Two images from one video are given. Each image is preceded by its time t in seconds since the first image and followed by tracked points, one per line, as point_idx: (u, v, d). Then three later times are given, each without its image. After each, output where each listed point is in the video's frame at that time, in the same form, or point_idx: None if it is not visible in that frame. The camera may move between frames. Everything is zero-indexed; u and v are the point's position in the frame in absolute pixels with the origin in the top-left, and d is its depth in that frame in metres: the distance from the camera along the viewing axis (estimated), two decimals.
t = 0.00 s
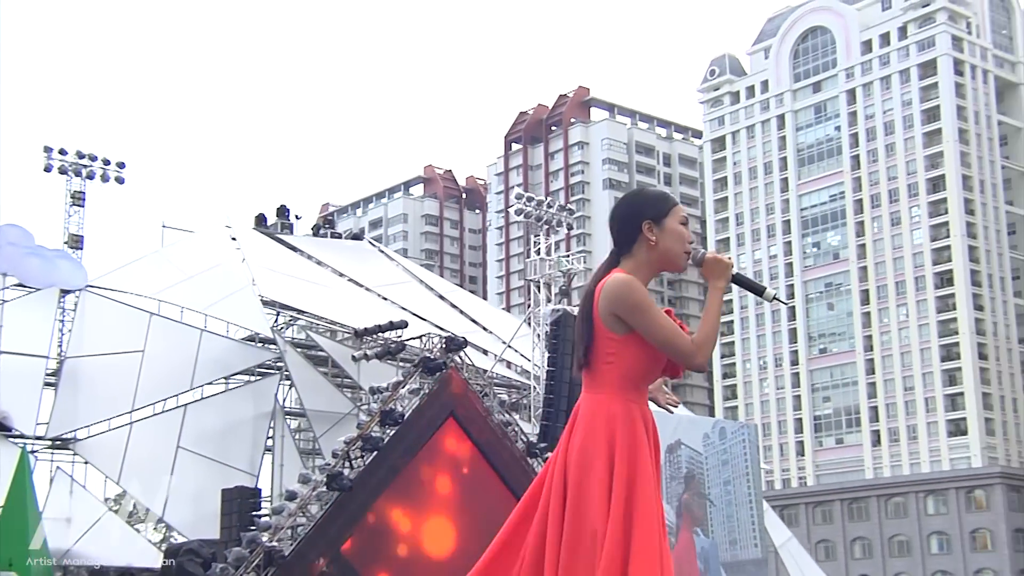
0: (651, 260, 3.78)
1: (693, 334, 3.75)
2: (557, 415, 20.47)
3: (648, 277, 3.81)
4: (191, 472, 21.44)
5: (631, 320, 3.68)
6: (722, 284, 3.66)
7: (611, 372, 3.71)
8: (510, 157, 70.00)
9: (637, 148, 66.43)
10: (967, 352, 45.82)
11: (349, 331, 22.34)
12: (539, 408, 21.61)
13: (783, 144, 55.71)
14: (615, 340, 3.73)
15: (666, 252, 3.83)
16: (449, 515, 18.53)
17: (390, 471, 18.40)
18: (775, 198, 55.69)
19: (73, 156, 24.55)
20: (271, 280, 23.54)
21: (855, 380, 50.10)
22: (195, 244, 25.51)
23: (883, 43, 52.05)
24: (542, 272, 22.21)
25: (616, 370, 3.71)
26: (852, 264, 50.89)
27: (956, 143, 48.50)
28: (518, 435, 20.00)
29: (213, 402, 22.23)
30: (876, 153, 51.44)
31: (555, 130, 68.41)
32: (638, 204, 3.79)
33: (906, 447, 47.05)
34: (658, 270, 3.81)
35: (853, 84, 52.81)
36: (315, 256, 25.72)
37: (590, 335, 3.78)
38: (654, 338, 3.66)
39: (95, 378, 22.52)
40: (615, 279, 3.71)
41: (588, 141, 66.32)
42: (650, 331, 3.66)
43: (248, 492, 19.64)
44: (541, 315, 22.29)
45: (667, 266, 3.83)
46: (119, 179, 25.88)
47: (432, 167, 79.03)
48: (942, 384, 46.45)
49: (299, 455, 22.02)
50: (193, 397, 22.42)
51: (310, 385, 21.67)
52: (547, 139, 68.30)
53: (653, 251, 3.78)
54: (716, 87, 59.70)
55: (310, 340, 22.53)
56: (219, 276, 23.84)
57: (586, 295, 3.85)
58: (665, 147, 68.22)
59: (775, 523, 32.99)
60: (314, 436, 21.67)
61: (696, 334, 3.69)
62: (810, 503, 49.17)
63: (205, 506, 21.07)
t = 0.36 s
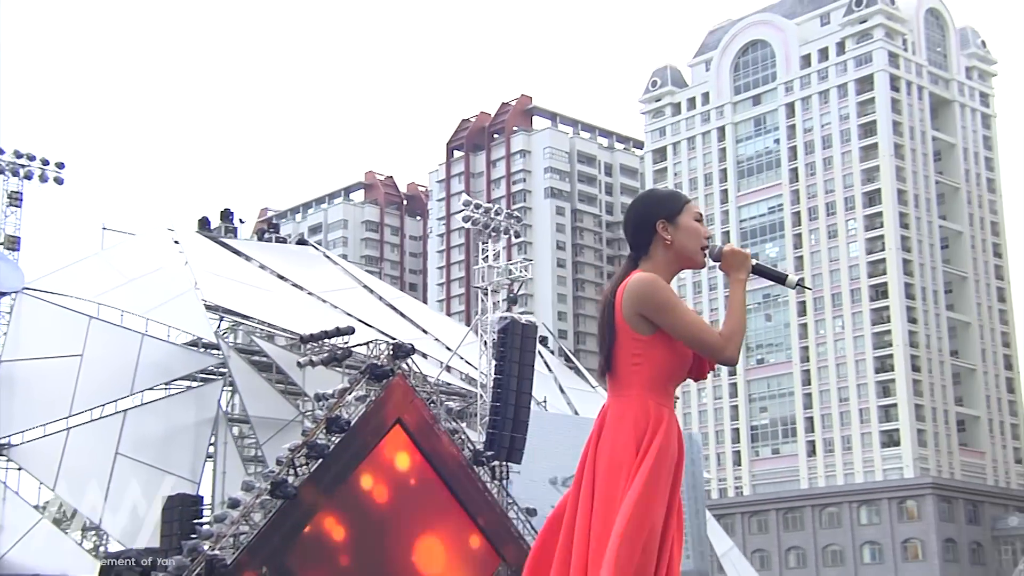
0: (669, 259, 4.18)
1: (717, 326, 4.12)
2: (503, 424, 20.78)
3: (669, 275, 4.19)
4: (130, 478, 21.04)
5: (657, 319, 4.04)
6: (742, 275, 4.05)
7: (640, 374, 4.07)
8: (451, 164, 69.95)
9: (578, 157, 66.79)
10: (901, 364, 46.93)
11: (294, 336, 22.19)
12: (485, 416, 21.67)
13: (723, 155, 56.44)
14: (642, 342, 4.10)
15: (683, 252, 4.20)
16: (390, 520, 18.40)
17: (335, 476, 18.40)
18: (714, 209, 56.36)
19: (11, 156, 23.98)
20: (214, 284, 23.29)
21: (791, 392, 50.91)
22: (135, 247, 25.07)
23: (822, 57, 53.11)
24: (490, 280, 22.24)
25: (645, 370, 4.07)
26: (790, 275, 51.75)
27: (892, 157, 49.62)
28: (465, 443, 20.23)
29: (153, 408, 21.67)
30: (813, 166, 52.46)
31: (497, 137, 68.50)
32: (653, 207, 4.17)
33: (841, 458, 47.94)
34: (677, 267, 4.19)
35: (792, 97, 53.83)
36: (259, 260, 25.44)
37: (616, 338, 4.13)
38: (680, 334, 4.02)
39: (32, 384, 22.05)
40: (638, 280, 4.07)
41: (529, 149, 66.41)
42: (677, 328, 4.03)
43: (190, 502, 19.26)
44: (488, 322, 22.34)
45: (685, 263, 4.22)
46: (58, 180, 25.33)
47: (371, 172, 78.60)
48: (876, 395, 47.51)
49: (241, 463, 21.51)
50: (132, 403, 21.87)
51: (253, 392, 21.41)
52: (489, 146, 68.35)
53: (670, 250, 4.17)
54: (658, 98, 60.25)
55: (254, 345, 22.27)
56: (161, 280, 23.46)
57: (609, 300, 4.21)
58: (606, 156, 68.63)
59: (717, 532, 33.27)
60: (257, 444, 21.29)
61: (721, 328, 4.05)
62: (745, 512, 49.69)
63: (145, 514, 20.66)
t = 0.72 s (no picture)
0: (674, 268, 3.73)
1: (730, 333, 3.68)
2: (440, 435, 20.80)
3: (675, 282, 3.75)
4: (59, 487, 20.62)
5: (667, 327, 3.60)
6: (750, 279, 3.62)
7: (654, 387, 3.63)
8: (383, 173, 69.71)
9: (511, 169, 66.97)
10: (826, 380, 48.02)
11: (229, 344, 22.01)
12: (421, 426, 21.64)
13: (654, 170, 57.24)
14: (653, 352, 3.66)
15: (691, 255, 3.74)
16: (322, 530, 18.22)
17: (270, 487, 18.01)
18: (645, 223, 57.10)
19: None
20: (147, 290, 22.91)
21: (718, 405, 51.73)
22: (65, 251, 24.57)
23: (751, 75, 54.21)
24: (428, 290, 22.27)
25: (660, 383, 3.63)
26: (718, 291, 52.57)
27: (818, 176, 50.78)
28: (401, 454, 20.18)
29: (82, 415, 21.28)
30: (742, 183, 53.49)
31: (430, 147, 68.47)
32: (651, 215, 3.73)
33: (766, 471, 48.89)
34: (683, 275, 3.75)
35: (722, 114, 54.89)
36: (192, 266, 25.08)
37: (625, 350, 3.71)
38: (691, 341, 3.58)
39: None
40: (645, 289, 3.62)
41: (462, 160, 66.51)
42: (691, 339, 3.59)
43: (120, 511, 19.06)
44: (425, 332, 22.32)
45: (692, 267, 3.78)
46: None
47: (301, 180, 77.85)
48: (801, 410, 48.52)
49: (173, 471, 21.38)
50: (61, 410, 21.44)
51: (185, 400, 21.12)
52: (422, 156, 68.28)
53: (673, 259, 3.73)
54: (591, 112, 60.88)
55: (187, 353, 21.95)
56: (92, 286, 23.03)
57: (614, 316, 3.78)
58: (539, 168, 69.00)
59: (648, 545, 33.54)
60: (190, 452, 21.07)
61: (734, 332, 3.62)
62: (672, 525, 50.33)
63: (75, 524, 20.32)
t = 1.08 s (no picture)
0: (671, 283, 3.78)
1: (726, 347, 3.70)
2: (366, 446, 20.55)
3: (670, 296, 3.80)
4: None
5: (666, 339, 3.60)
6: (748, 296, 3.66)
7: (655, 399, 3.60)
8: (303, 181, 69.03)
9: (433, 180, 66.89)
10: (741, 394, 48.91)
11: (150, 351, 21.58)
12: (346, 437, 21.45)
13: (576, 185, 57.79)
14: (653, 364, 3.65)
15: (685, 272, 3.80)
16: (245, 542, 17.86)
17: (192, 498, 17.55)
18: (566, 237, 57.60)
19: None
20: (65, 295, 22.32)
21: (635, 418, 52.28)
22: None
23: (673, 93, 55.16)
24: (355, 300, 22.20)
25: (658, 395, 3.61)
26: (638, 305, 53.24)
27: (737, 194, 51.77)
28: (326, 465, 20.05)
29: None
30: (662, 199, 54.30)
31: (352, 156, 68.03)
32: (650, 229, 3.80)
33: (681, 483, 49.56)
34: (677, 290, 3.80)
35: (644, 130, 55.70)
36: (113, 272, 24.52)
37: (623, 365, 3.70)
38: (689, 354, 3.58)
39: None
40: (645, 301, 3.62)
41: (384, 169, 66.25)
42: (688, 353, 3.59)
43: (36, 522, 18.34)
44: (352, 342, 22.16)
45: (685, 285, 3.83)
46: None
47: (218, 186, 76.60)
48: (717, 424, 49.26)
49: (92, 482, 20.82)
50: None
51: (105, 408, 20.62)
52: (343, 165, 67.82)
53: (671, 274, 3.78)
54: (514, 125, 61.24)
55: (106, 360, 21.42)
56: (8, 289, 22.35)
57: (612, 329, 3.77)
58: (461, 180, 69.04)
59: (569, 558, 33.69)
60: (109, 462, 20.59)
61: (730, 348, 3.63)
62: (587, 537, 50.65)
63: None
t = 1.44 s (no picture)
0: (672, 299, 3.92)
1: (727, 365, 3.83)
2: (291, 459, 19.87)
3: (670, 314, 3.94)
4: None
5: (669, 355, 3.73)
6: (748, 314, 3.80)
7: (658, 415, 3.73)
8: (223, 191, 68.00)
9: (356, 193, 66.46)
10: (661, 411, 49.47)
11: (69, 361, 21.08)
12: (271, 451, 21.07)
13: (499, 201, 58.01)
14: (658, 379, 3.77)
15: (684, 291, 3.95)
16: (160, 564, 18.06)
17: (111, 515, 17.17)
18: (489, 253, 57.76)
19: None
20: None
21: (556, 434, 52.56)
22: None
23: (597, 111, 55.83)
24: (282, 312, 22.07)
25: (662, 411, 3.73)
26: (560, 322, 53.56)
27: (659, 213, 52.43)
28: (251, 479, 19.79)
29: None
30: (585, 217, 54.82)
31: (274, 168, 67.26)
32: (653, 247, 3.94)
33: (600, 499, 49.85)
34: (678, 307, 3.94)
35: (567, 148, 56.20)
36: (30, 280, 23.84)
37: (625, 381, 3.82)
38: (692, 371, 3.70)
39: None
40: (650, 315, 3.74)
41: (306, 181, 65.66)
42: (691, 370, 3.72)
43: None
44: (279, 355, 21.87)
45: (683, 303, 3.97)
46: None
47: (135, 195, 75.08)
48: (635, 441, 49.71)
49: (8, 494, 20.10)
50: None
51: (23, 420, 20.09)
52: (265, 176, 67.03)
53: (671, 291, 3.92)
54: (439, 139, 61.30)
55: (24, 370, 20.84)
56: None
57: (613, 346, 3.90)
58: (384, 194, 68.71)
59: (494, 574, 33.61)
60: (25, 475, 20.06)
61: (731, 367, 3.76)
62: (506, 553, 50.65)
63: None
